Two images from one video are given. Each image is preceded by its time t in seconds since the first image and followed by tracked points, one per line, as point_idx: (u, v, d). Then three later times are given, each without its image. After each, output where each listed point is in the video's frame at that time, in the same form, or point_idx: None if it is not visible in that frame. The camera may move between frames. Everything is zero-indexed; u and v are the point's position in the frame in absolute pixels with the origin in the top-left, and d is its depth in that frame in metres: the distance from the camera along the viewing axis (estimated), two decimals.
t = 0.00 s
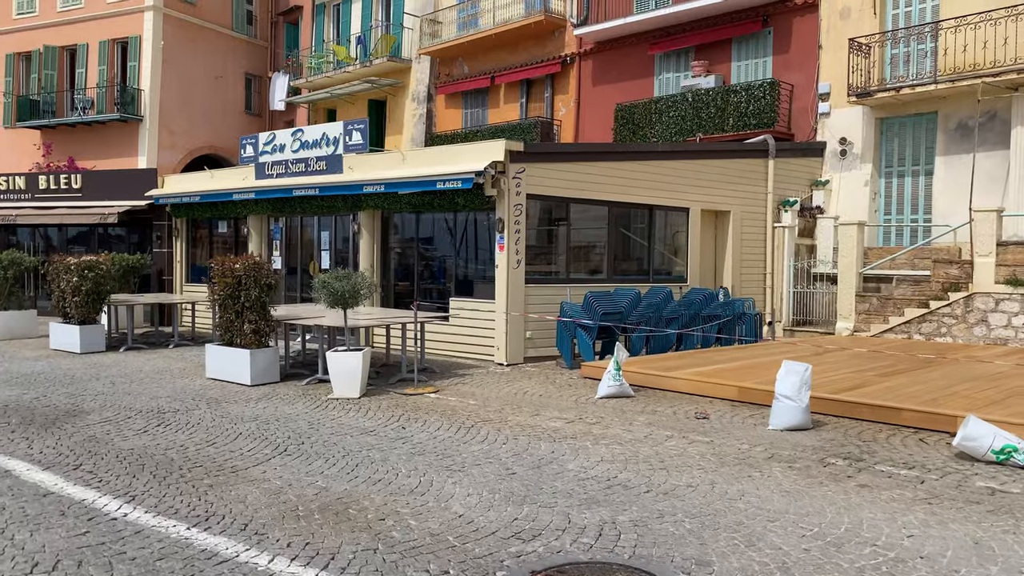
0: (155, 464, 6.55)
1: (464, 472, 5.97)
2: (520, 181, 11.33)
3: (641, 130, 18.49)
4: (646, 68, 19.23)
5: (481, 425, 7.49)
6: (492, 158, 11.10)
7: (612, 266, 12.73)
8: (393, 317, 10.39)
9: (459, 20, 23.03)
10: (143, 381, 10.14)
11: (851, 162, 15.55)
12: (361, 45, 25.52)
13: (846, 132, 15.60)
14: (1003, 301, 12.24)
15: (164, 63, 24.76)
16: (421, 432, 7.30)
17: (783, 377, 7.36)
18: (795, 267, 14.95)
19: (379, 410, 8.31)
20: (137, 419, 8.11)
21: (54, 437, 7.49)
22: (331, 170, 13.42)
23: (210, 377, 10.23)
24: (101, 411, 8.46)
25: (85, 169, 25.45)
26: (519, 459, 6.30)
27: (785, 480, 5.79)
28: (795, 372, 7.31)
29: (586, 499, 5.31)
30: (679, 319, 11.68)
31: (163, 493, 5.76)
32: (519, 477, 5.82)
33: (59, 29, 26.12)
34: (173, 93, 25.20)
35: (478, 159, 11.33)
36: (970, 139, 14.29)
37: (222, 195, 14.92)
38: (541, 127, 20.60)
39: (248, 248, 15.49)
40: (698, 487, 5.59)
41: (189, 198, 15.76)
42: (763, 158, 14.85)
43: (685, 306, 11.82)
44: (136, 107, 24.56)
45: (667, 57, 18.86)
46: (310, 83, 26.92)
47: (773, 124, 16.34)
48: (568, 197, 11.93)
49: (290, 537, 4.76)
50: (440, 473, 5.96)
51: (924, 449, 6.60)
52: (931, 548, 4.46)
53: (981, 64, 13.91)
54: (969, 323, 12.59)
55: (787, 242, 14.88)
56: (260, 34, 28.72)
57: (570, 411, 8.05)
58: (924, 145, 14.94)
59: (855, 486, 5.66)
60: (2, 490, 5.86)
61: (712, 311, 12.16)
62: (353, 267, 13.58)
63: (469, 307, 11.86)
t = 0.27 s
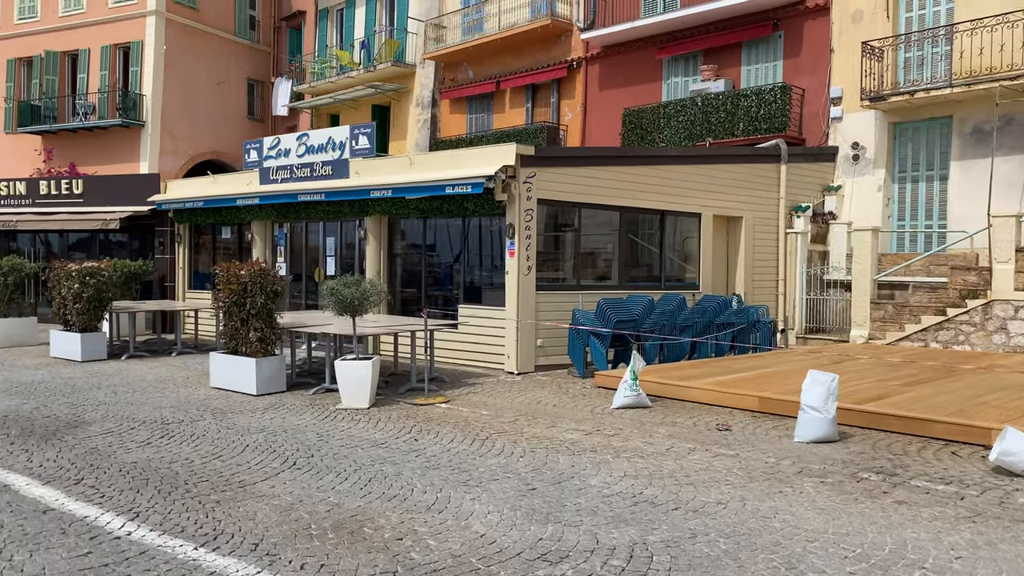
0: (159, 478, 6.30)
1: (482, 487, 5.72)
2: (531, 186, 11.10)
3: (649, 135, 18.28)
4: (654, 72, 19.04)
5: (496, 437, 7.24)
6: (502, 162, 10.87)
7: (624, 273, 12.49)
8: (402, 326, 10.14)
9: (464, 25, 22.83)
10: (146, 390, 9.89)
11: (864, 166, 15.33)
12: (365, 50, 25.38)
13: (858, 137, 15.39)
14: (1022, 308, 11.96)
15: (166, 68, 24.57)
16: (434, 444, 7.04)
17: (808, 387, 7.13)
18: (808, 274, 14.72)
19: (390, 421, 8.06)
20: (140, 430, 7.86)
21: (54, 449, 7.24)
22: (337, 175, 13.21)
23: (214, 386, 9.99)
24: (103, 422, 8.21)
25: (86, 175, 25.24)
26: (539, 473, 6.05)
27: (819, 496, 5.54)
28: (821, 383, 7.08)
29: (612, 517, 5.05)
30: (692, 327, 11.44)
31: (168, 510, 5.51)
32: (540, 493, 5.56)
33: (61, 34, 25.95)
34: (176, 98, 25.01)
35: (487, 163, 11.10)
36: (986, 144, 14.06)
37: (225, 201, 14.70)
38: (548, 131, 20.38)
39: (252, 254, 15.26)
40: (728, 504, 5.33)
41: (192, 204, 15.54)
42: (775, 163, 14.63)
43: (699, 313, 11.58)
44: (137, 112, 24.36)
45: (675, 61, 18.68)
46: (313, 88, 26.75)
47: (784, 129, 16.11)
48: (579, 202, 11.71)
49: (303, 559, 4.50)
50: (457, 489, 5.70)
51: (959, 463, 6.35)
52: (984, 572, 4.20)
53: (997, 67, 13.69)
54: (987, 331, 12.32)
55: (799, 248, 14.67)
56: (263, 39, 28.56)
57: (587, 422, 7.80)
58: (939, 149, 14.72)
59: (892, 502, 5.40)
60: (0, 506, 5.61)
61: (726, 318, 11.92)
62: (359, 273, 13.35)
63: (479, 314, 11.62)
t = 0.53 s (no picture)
0: (170, 492, 6.05)
1: (508, 503, 5.48)
2: (545, 190, 10.88)
3: (660, 139, 18.08)
4: (664, 76, 18.86)
5: (517, 449, 6.99)
6: (516, 166, 10.66)
7: (638, 279, 12.27)
8: (415, 333, 9.91)
9: (471, 28, 22.66)
10: (153, 399, 9.65)
11: (879, 171, 15.12)
12: (370, 55, 25.20)
13: (873, 141, 15.19)
14: None
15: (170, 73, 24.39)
16: (454, 456, 6.80)
17: (840, 398, 6.89)
18: (823, 280, 14.50)
19: (405, 432, 7.83)
20: (148, 441, 7.62)
21: (60, 461, 7.00)
22: (346, 179, 13.00)
23: (223, 396, 9.75)
24: (109, 432, 7.98)
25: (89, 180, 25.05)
26: (566, 488, 5.80)
27: (861, 513, 5.29)
28: (853, 394, 6.83)
29: (648, 536, 4.81)
30: (710, 334, 11.19)
31: (180, 527, 5.26)
32: (568, 509, 5.32)
33: (64, 39, 25.78)
34: (179, 103, 24.82)
35: (501, 167, 10.89)
36: (1005, 148, 13.85)
37: (232, 206, 14.49)
38: (556, 136, 20.17)
39: (258, 260, 15.04)
40: (768, 521, 5.08)
41: (198, 209, 15.33)
42: (789, 167, 14.43)
43: (716, 320, 11.34)
44: (141, 117, 24.17)
45: (686, 64, 18.49)
46: (318, 93, 26.59)
47: (797, 133, 15.90)
48: (594, 207, 11.50)
49: None
50: (482, 505, 5.46)
51: (1001, 477, 6.11)
52: None
53: (1015, 70, 13.49)
54: (1009, 338, 12.05)
55: (814, 254, 14.47)
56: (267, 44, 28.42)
57: (610, 433, 7.55)
58: (956, 154, 14.52)
59: (940, 520, 5.15)
60: (4, 522, 5.36)
61: (744, 326, 11.68)
62: (368, 280, 13.13)
63: (492, 321, 11.38)
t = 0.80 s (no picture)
0: (180, 508, 5.83)
1: (533, 522, 5.25)
2: (558, 196, 10.68)
3: (669, 144, 17.90)
4: (673, 80, 18.69)
5: (537, 462, 6.77)
6: (529, 170, 10.45)
7: (652, 286, 12.05)
8: (427, 341, 9.68)
9: (477, 32, 22.48)
10: (159, 409, 9.43)
11: (892, 176, 14.92)
12: (376, 59, 25.07)
13: (887, 146, 14.98)
14: None
15: (173, 77, 24.22)
16: (472, 470, 6.57)
17: (871, 410, 6.67)
18: (838, 286, 14.29)
19: (419, 443, 7.61)
20: (156, 454, 7.40)
21: (65, 475, 6.77)
22: (354, 184, 12.81)
23: (230, 406, 9.53)
24: (115, 444, 7.75)
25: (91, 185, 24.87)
26: (592, 505, 5.57)
27: (903, 532, 5.06)
28: (885, 406, 6.61)
29: (684, 558, 4.59)
30: (726, 342, 10.96)
31: (193, 547, 5.04)
32: (597, 529, 5.10)
33: (67, 44, 25.62)
34: (183, 107, 24.65)
35: (514, 171, 10.69)
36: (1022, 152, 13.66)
37: (237, 211, 14.30)
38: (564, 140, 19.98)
39: (264, 266, 14.83)
40: (808, 541, 4.86)
41: (203, 214, 15.13)
42: (803, 172, 14.23)
43: (733, 328, 11.12)
44: (144, 122, 23.99)
45: (695, 68, 18.31)
46: (322, 97, 26.42)
47: (810, 137, 15.70)
48: (608, 212, 11.29)
49: None
50: (506, 524, 5.23)
51: None
52: None
53: None
54: None
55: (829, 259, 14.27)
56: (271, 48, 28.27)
57: (631, 446, 7.33)
58: (972, 159, 14.35)
59: (987, 540, 4.93)
60: (8, 542, 5.14)
61: (761, 333, 11.47)
62: (377, 286, 12.92)
63: (504, 329, 11.16)
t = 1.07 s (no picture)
0: (186, 520, 5.59)
1: (557, 535, 5.01)
2: (570, 197, 10.46)
3: (678, 146, 17.69)
4: (682, 81, 18.50)
5: (556, 471, 6.52)
6: (541, 171, 10.24)
7: (665, 289, 11.83)
8: (437, 346, 9.45)
9: (481, 34, 22.25)
10: (162, 416, 9.19)
11: (906, 178, 14.69)
12: (378, 61, 24.83)
13: (900, 147, 14.76)
14: None
15: (175, 80, 24.02)
16: (488, 480, 6.33)
17: (900, 417, 6.43)
18: (852, 289, 14.06)
19: (432, 451, 7.38)
20: (160, 462, 7.16)
21: (65, 484, 6.53)
22: (361, 186, 12.60)
23: (235, 412, 9.30)
24: (118, 452, 7.51)
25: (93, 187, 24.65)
26: (617, 517, 5.34)
27: (946, 547, 4.82)
28: (915, 413, 6.36)
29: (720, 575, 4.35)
30: (741, 347, 10.73)
31: (200, 561, 4.80)
32: (625, 543, 4.86)
33: (68, 46, 25.43)
34: (185, 110, 24.44)
35: (525, 172, 10.47)
36: None
37: (242, 213, 14.08)
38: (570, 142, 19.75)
39: (269, 269, 14.62)
40: (847, 557, 4.62)
41: (206, 217, 14.92)
42: (816, 174, 14.01)
43: (748, 333, 10.89)
44: (146, 125, 23.78)
45: (704, 69, 18.11)
46: (325, 100, 26.23)
47: (821, 139, 15.49)
48: (620, 214, 11.08)
49: None
50: (529, 537, 5.00)
51: None
52: None
53: None
54: None
55: (842, 262, 14.05)
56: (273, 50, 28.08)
57: (652, 454, 7.08)
58: (987, 160, 14.17)
59: None
60: (6, 557, 4.90)
61: (776, 338, 11.23)
62: (384, 289, 12.69)
63: (514, 333, 10.93)
